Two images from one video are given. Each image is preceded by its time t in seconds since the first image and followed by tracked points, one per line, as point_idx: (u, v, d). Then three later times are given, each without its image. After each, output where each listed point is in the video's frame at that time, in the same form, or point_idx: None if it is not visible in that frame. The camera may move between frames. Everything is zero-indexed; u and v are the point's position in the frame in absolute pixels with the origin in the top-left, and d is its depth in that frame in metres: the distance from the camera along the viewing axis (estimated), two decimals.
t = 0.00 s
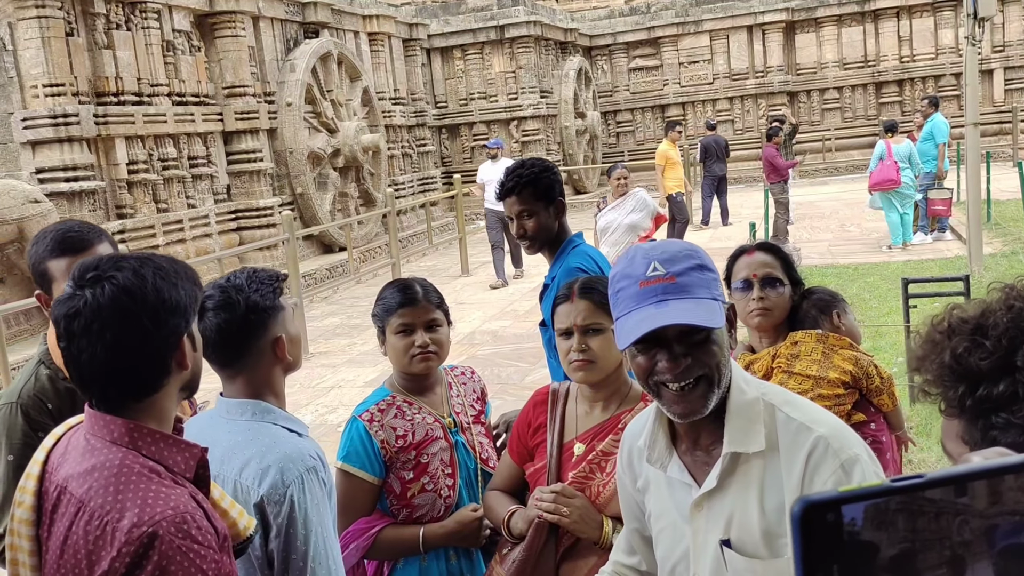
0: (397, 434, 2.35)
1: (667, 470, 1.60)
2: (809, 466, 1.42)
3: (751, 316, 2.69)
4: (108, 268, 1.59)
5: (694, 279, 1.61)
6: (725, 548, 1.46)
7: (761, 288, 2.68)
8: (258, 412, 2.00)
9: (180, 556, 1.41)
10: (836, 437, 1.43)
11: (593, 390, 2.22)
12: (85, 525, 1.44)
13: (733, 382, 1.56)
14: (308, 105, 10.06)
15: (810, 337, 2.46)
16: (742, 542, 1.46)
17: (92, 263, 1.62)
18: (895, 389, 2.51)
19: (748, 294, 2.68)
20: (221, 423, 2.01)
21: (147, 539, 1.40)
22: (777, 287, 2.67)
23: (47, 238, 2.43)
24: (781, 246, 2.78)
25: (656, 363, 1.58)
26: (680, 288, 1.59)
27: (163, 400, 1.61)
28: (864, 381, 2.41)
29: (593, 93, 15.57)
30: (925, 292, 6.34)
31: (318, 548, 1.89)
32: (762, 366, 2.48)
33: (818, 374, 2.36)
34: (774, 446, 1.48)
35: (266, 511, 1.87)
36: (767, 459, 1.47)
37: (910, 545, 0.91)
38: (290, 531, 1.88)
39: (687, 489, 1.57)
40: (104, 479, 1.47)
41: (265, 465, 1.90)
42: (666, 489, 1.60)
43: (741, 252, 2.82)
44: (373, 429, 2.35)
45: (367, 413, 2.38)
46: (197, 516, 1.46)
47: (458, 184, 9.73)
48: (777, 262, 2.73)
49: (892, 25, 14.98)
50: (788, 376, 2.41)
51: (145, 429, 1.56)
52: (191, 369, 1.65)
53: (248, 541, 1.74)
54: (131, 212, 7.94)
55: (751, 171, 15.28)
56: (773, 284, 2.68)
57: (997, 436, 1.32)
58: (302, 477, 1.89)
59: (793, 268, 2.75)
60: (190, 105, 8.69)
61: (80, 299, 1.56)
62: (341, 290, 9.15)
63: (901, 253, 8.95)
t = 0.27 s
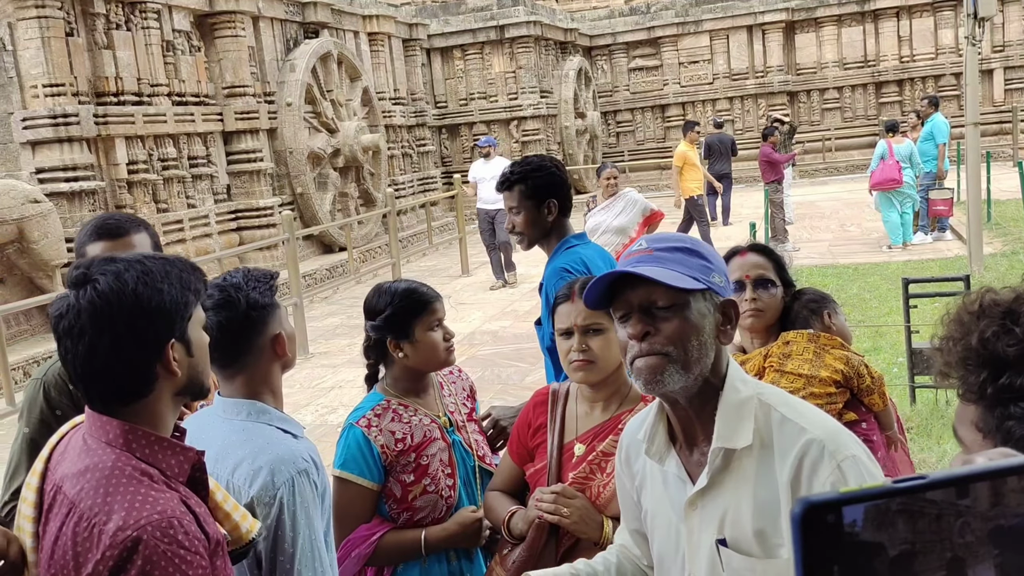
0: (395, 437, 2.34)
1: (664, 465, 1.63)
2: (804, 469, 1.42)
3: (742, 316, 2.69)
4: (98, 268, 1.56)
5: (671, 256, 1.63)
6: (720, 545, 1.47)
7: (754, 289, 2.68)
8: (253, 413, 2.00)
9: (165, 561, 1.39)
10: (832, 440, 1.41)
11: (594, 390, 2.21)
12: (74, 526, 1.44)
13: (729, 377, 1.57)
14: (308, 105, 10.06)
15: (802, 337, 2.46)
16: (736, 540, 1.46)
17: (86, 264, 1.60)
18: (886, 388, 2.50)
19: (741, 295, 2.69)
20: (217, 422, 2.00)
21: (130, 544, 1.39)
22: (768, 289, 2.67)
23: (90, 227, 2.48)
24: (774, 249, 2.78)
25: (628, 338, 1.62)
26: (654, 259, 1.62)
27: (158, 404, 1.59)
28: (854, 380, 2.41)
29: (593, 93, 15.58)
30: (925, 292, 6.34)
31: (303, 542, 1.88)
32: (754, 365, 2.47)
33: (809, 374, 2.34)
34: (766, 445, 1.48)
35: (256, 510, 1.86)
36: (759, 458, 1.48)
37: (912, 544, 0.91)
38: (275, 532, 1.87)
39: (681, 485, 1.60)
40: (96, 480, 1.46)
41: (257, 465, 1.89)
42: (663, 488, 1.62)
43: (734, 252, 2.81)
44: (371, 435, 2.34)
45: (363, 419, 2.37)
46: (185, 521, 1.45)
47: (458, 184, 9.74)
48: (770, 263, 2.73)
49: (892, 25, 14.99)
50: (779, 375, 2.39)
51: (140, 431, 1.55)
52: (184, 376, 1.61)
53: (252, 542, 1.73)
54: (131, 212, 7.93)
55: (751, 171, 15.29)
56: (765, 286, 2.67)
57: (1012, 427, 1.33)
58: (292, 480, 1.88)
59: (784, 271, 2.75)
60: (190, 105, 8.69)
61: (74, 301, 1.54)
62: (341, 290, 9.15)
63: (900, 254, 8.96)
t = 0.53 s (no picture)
0: (404, 436, 2.29)
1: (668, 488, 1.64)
2: (784, 476, 1.42)
3: (739, 314, 2.70)
4: (91, 269, 1.58)
5: (580, 393, 1.50)
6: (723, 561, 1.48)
7: (751, 287, 2.70)
8: (256, 411, 2.00)
9: (159, 561, 1.40)
10: (808, 442, 1.42)
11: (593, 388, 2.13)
12: (71, 525, 1.46)
13: (706, 389, 1.53)
14: (309, 105, 10.08)
15: (797, 335, 2.49)
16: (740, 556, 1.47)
17: (81, 267, 1.61)
18: (880, 387, 2.51)
19: (737, 292, 2.70)
20: (219, 421, 2.01)
21: (124, 543, 1.40)
22: (766, 287, 2.70)
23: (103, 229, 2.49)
24: (771, 249, 2.81)
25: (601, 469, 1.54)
26: (566, 414, 1.52)
27: (157, 404, 1.60)
28: (850, 379, 2.42)
29: (593, 93, 15.60)
30: (923, 292, 6.35)
31: (312, 546, 1.92)
32: (750, 364, 2.50)
33: (805, 370, 2.36)
34: (748, 457, 1.47)
35: (261, 508, 1.88)
36: (743, 471, 1.47)
37: (921, 541, 0.81)
38: (284, 528, 1.89)
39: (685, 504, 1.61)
40: (93, 479, 1.48)
41: (261, 464, 1.90)
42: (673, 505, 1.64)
43: (732, 252, 2.85)
44: (385, 435, 2.27)
45: (373, 421, 2.30)
46: (181, 520, 1.46)
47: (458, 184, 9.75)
48: (767, 262, 2.76)
49: (892, 25, 15.00)
50: (776, 373, 2.42)
51: (139, 430, 1.56)
52: (180, 378, 1.61)
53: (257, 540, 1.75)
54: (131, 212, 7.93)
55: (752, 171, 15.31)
56: (762, 284, 2.70)
57: (989, 438, 1.32)
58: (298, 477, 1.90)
59: (781, 270, 2.78)
60: (191, 105, 8.70)
61: (68, 303, 1.56)
62: (341, 290, 9.16)
63: (900, 254, 8.96)
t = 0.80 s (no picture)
0: (428, 433, 2.16)
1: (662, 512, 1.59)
2: (776, 489, 1.41)
3: (744, 311, 2.68)
4: (94, 266, 1.56)
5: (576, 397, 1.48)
6: None
7: (756, 285, 2.69)
8: (263, 409, 1.99)
9: (165, 559, 1.39)
10: (794, 452, 1.41)
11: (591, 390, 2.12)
12: (75, 522, 1.45)
13: (687, 416, 1.51)
14: (309, 105, 10.08)
15: (802, 334, 2.46)
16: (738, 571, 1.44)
17: (85, 266, 1.60)
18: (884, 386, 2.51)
19: (743, 290, 2.69)
20: (226, 420, 2.00)
21: (128, 540, 1.39)
22: (771, 285, 2.68)
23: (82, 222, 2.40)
24: (776, 246, 2.80)
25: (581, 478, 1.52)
26: (556, 413, 1.51)
27: (159, 403, 1.58)
28: (855, 378, 2.42)
29: (593, 93, 15.60)
30: (924, 291, 6.34)
31: (324, 541, 1.92)
32: (754, 361, 2.46)
33: (812, 368, 2.35)
34: (737, 473, 1.46)
35: (273, 505, 1.87)
36: (735, 486, 1.46)
37: (915, 553, 0.79)
38: (298, 523, 1.89)
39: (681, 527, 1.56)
40: (96, 476, 1.47)
41: (272, 459, 1.90)
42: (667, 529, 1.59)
43: (736, 249, 2.83)
44: (413, 433, 2.13)
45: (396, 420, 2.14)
46: (185, 517, 1.45)
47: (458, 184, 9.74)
48: (772, 260, 2.74)
49: (893, 24, 14.99)
50: (781, 371, 2.39)
51: (143, 428, 1.55)
52: (183, 378, 1.60)
53: (261, 536, 1.74)
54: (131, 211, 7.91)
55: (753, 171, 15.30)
56: (767, 282, 2.69)
57: (969, 438, 1.28)
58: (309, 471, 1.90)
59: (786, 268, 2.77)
60: (191, 105, 8.69)
61: (69, 300, 1.54)
62: (341, 290, 9.14)
63: (901, 253, 8.95)
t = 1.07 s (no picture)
0: (437, 431, 2.18)
1: (649, 507, 1.54)
2: (781, 476, 1.41)
3: (748, 308, 2.69)
4: (97, 262, 1.57)
5: (618, 305, 1.57)
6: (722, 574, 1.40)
7: (760, 282, 2.69)
8: (266, 404, 1.99)
9: (167, 555, 1.39)
10: (802, 442, 1.42)
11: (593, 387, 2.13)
12: (76, 519, 1.44)
13: (690, 408, 1.51)
14: (308, 104, 10.08)
15: (807, 330, 2.48)
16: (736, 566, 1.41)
17: (87, 261, 1.60)
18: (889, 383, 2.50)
19: (747, 287, 2.70)
20: (230, 416, 2.00)
21: (131, 537, 1.39)
22: (774, 281, 2.68)
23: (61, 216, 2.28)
24: (780, 242, 2.80)
25: (593, 394, 1.55)
26: (604, 312, 1.57)
27: (159, 401, 1.58)
28: (861, 375, 2.41)
29: (592, 93, 15.59)
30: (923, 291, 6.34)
31: (335, 533, 1.91)
32: (759, 358, 2.47)
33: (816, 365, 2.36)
34: (740, 464, 1.45)
35: (282, 499, 1.87)
36: (738, 476, 1.44)
37: (895, 563, 0.92)
38: (309, 519, 1.88)
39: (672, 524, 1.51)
40: (97, 473, 1.47)
41: (280, 453, 1.89)
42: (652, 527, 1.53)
43: (741, 246, 2.84)
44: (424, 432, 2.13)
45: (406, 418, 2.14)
46: (188, 514, 1.45)
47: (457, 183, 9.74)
48: (776, 256, 2.74)
49: (892, 24, 15.00)
50: (786, 368, 2.40)
51: (144, 425, 1.55)
52: (185, 375, 1.60)
53: (261, 534, 1.74)
54: (130, 210, 7.90)
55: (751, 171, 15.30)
56: (771, 279, 2.69)
57: (959, 431, 1.29)
58: (318, 464, 1.90)
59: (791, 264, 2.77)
60: (189, 103, 8.69)
61: (71, 296, 1.54)
62: (340, 289, 9.13)
63: (900, 253, 8.95)
